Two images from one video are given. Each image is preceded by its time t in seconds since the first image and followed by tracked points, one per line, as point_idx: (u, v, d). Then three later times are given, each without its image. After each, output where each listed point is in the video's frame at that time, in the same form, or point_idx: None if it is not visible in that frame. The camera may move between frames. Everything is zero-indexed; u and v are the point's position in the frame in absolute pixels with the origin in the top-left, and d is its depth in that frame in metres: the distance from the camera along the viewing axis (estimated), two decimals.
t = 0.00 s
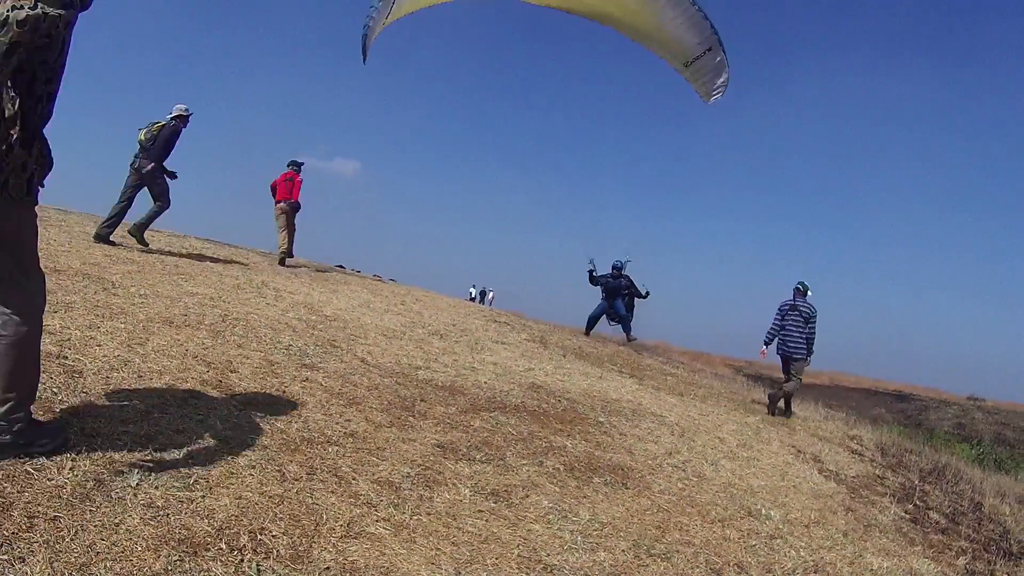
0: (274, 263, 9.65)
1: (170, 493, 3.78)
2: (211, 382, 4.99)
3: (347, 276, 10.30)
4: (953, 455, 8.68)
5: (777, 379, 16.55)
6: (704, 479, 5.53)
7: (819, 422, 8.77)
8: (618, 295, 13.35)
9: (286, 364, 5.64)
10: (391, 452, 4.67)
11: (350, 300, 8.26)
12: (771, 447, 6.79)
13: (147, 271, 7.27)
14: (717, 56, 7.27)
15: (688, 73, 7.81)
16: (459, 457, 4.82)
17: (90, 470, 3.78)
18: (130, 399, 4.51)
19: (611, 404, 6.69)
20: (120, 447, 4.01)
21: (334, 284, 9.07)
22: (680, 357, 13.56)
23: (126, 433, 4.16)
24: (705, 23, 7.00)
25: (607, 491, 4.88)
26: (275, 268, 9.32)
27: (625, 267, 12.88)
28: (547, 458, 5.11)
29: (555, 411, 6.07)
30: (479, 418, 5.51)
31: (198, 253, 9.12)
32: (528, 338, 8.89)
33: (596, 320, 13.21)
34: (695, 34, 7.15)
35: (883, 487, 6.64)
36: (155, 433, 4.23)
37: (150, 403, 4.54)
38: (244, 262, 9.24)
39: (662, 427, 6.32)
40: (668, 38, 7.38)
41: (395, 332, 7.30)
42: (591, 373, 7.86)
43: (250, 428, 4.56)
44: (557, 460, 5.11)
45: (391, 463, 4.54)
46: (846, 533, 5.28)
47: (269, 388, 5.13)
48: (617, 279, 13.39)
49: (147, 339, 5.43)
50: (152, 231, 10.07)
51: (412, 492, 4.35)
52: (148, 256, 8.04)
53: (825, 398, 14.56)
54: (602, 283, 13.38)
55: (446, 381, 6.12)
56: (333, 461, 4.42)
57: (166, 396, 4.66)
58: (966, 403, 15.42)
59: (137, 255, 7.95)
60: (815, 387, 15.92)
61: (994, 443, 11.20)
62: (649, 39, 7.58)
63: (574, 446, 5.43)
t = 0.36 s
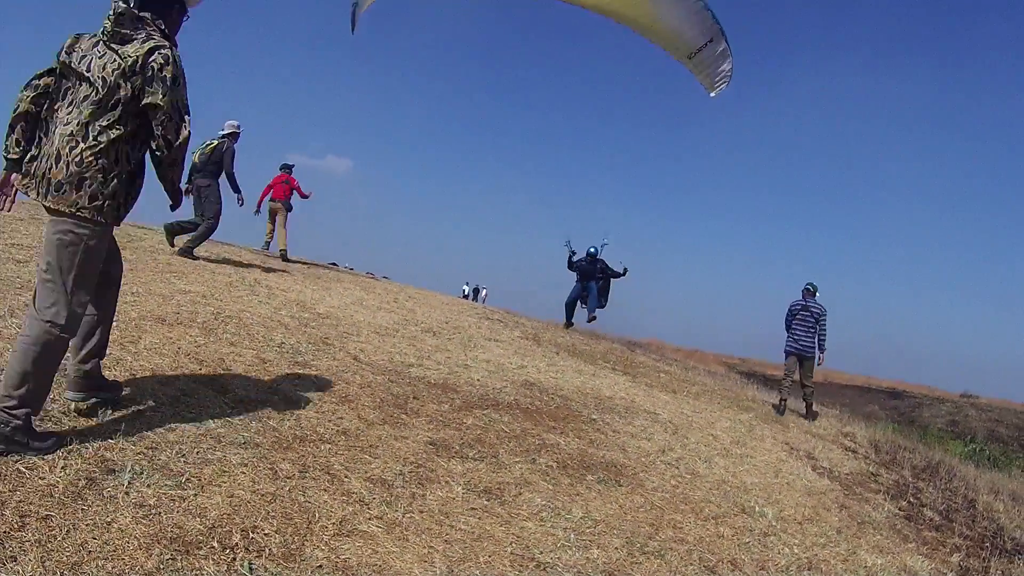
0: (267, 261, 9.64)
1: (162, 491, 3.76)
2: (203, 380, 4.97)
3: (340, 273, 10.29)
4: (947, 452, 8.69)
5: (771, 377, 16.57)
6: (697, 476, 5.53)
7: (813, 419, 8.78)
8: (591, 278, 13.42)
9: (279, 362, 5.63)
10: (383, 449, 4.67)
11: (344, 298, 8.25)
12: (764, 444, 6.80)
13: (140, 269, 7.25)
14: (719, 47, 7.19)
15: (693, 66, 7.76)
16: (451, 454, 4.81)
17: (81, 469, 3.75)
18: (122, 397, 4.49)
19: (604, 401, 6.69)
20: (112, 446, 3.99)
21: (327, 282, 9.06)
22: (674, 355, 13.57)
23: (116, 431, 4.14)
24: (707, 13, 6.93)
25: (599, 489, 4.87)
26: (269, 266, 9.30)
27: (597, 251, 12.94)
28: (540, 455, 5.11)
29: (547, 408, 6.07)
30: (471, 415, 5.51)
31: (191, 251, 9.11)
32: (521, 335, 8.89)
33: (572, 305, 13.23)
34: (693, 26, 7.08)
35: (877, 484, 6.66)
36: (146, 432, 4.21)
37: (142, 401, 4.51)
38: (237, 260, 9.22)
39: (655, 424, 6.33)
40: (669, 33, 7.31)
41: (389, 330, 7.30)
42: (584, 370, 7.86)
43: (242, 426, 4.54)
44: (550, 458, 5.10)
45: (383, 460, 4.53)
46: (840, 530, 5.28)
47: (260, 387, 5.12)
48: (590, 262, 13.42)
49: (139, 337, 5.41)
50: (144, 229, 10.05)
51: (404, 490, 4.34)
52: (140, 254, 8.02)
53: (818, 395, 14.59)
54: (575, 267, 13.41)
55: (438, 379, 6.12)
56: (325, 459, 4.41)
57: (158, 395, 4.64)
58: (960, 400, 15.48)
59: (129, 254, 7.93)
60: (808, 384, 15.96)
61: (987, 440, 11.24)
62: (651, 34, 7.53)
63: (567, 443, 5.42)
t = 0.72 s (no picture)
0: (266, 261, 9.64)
1: (161, 491, 3.76)
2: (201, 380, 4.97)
3: (340, 273, 10.30)
4: (946, 453, 8.70)
5: (770, 378, 16.55)
6: (696, 477, 5.54)
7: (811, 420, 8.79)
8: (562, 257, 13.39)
9: (278, 362, 5.64)
10: (382, 450, 4.67)
11: (343, 298, 8.25)
12: (763, 445, 6.81)
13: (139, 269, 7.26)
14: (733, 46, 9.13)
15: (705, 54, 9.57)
16: (450, 455, 4.81)
17: (80, 469, 3.75)
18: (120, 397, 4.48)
19: (602, 401, 6.70)
20: (111, 446, 3.99)
21: (326, 281, 9.06)
22: (672, 356, 13.57)
23: (115, 431, 4.13)
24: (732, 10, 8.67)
25: (598, 489, 4.88)
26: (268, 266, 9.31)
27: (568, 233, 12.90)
28: (539, 455, 5.11)
29: (546, 409, 6.07)
30: (470, 415, 5.51)
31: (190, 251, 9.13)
32: (521, 336, 8.90)
33: (540, 284, 13.24)
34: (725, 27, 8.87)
35: (876, 485, 6.67)
36: (144, 432, 4.21)
37: (140, 401, 4.51)
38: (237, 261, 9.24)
39: (653, 424, 6.34)
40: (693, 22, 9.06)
41: (388, 330, 7.31)
42: (583, 371, 7.88)
43: (241, 425, 4.55)
44: (548, 458, 5.11)
45: (382, 461, 4.54)
46: (838, 531, 5.29)
47: (259, 387, 5.12)
48: (563, 244, 13.38)
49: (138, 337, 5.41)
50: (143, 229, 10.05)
51: (403, 490, 4.35)
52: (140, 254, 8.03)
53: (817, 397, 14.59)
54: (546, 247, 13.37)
55: (437, 379, 6.12)
56: (324, 459, 4.41)
57: (156, 394, 4.64)
58: (958, 401, 15.49)
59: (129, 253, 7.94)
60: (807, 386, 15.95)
61: (986, 441, 11.23)
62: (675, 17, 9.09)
63: (566, 444, 5.43)
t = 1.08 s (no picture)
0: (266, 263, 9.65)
1: (161, 492, 3.77)
2: (203, 381, 4.99)
3: (339, 275, 10.31)
4: (945, 457, 8.71)
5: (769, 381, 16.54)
6: (696, 480, 5.55)
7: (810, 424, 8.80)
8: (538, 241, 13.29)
9: (278, 364, 5.65)
10: (382, 452, 4.68)
11: (343, 300, 8.26)
12: (763, 448, 6.82)
13: (139, 270, 7.27)
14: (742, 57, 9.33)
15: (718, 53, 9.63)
16: (450, 457, 4.82)
17: (81, 469, 3.76)
18: (121, 397, 4.50)
19: (602, 404, 6.71)
20: (112, 447, 4.00)
21: (326, 283, 9.07)
22: (671, 358, 13.57)
23: (116, 432, 4.14)
24: (751, 20, 8.68)
25: (597, 491, 4.88)
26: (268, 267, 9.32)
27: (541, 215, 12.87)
28: (539, 458, 5.12)
29: (546, 411, 6.08)
30: (470, 418, 5.52)
31: (190, 253, 9.14)
32: (520, 338, 8.91)
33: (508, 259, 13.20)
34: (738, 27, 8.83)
35: (875, 488, 6.67)
36: (145, 432, 4.22)
37: (141, 401, 4.53)
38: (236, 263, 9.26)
39: (652, 426, 6.36)
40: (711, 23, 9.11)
41: (388, 332, 7.32)
42: (583, 373, 7.89)
43: (241, 427, 4.56)
44: (548, 461, 5.12)
45: (382, 463, 4.55)
46: (837, 534, 5.29)
47: (259, 388, 5.13)
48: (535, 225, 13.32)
49: (138, 338, 5.43)
50: (143, 230, 10.07)
51: (403, 492, 4.35)
52: (140, 255, 8.04)
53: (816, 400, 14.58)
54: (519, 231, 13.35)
55: (437, 381, 6.13)
56: (324, 461, 4.42)
57: (158, 395, 4.66)
58: (958, 404, 15.48)
59: (129, 254, 7.95)
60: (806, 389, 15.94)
61: (986, 445, 11.23)
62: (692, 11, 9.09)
63: (566, 446, 5.44)
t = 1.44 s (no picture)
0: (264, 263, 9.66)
1: (159, 493, 3.77)
2: (203, 382, 5.00)
3: (338, 276, 10.32)
4: (944, 459, 8.72)
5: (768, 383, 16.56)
6: (693, 482, 5.56)
7: (808, 426, 8.81)
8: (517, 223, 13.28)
9: (277, 366, 5.66)
10: (381, 454, 4.68)
11: (342, 301, 8.27)
12: (761, 451, 6.83)
13: (138, 271, 7.28)
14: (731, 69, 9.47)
15: (707, 65, 9.69)
16: (448, 459, 4.83)
17: (79, 470, 3.77)
18: (120, 398, 4.51)
19: (600, 406, 6.72)
20: (111, 448, 4.00)
21: (325, 284, 9.08)
22: (669, 361, 13.59)
23: (114, 433, 4.14)
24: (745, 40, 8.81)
25: (595, 494, 4.89)
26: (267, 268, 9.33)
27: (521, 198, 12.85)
28: (538, 460, 5.13)
29: (544, 413, 6.09)
30: (469, 419, 5.53)
31: (189, 254, 9.14)
32: (519, 340, 8.91)
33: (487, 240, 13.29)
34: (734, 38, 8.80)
35: (873, 491, 6.68)
36: (143, 433, 4.23)
37: (140, 402, 4.54)
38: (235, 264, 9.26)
39: (651, 429, 6.37)
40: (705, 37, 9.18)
41: (387, 334, 7.32)
42: (581, 375, 7.90)
43: (240, 428, 4.57)
44: (547, 463, 5.12)
45: (381, 464, 4.55)
46: (835, 536, 5.30)
47: (258, 389, 5.15)
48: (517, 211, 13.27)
49: (137, 338, 5.44)
50: (142, 231, 10.07)
51: (401, 493, 4.36)
52: (139, 256, 8.04)
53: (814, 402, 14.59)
54: (499, 214, 13.33)
55: (435, 383, 6.13)
56: (323, 463, 4.42)
57: (157, 395, 4.67)
58: (956, 407, 15.48)
59: (128, 255, 7.95)
60: (804, 392, 15.95)
61: (984, 448, 11.25)
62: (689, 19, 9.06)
63: (564, 448, 5.45)
